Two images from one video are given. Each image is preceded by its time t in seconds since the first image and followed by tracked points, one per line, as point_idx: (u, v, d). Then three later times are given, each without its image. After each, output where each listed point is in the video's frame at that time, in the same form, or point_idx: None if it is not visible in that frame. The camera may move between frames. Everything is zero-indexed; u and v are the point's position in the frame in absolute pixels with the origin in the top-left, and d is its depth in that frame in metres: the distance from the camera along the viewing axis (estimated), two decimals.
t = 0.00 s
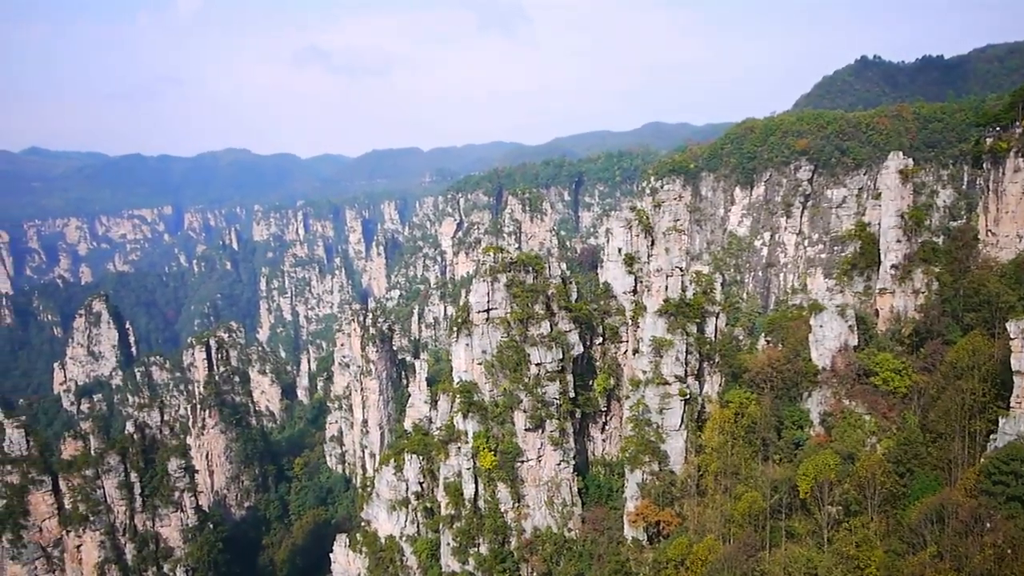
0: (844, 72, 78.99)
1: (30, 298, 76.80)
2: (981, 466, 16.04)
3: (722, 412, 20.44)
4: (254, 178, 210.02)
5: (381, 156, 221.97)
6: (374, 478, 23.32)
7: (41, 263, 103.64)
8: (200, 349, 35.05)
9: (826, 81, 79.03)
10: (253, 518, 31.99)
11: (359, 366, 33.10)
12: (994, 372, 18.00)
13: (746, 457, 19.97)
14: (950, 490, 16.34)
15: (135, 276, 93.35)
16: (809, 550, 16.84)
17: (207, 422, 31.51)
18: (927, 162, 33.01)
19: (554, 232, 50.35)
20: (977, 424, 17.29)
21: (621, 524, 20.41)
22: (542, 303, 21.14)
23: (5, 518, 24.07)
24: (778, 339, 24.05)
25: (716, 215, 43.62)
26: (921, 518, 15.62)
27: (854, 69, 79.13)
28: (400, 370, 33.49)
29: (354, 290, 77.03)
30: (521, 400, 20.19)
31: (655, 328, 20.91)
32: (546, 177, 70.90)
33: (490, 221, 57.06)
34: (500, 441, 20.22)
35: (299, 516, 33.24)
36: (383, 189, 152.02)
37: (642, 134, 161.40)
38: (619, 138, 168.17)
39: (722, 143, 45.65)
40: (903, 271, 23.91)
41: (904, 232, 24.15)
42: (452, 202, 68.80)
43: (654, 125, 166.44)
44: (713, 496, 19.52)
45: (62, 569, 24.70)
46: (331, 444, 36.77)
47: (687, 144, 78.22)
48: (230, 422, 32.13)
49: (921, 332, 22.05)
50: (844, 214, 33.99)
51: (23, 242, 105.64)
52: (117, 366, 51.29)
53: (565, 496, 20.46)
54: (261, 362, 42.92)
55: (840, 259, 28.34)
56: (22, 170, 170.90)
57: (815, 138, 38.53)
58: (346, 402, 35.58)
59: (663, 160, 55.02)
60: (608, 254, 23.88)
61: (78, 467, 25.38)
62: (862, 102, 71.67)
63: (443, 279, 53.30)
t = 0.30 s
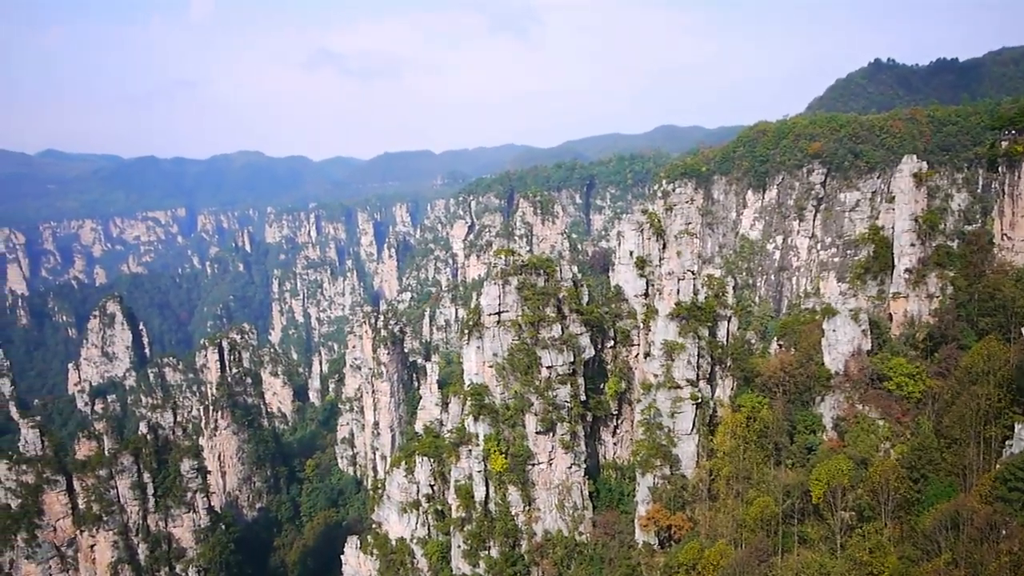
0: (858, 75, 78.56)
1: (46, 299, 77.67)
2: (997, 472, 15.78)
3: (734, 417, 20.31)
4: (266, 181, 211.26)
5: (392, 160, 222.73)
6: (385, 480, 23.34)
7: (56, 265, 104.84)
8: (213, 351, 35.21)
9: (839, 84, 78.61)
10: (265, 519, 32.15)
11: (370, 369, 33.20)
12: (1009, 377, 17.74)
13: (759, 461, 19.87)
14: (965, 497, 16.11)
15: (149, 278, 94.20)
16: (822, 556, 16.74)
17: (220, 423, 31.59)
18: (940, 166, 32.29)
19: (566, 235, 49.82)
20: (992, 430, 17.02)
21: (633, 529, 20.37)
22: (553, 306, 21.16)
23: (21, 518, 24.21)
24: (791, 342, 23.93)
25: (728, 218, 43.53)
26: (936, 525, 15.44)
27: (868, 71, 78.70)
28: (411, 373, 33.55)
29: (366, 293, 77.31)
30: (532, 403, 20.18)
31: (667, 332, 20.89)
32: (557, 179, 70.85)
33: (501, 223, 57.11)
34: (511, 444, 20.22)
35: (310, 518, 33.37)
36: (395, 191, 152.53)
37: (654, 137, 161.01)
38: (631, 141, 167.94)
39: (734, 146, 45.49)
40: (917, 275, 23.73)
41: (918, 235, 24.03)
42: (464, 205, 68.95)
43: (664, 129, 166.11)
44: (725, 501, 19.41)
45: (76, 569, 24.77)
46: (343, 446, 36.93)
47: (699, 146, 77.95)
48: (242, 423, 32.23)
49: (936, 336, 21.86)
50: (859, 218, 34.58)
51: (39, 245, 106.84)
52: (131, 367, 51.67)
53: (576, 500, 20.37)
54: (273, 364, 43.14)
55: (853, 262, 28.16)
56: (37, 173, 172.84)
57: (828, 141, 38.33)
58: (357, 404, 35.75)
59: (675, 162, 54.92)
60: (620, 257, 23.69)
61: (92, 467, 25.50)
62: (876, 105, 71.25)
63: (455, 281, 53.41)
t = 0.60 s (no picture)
0: (873, 79, 78.04)
1: (62, 301, 78.51)
2: (1013, 480, 15.56)
3: (747, 422, 20.20)
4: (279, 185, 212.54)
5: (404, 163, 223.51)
6: (395, 483, 23.35)
7: (72, 268, 105.95)
8: (226, 353, 35.43)
9: (854, 88, 78.13)
10: (276, 522, 32.27)
11: (382, 373, 33.33)
12: None
13: (771, 467, 19.76)
14: (980, 505, 15.92)
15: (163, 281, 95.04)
16: (835, 564, 16.64)
17: (232, 426, 31.64)
18: (957, 170, 32.71)
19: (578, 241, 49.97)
20: (1008, 438, 16.75)
21: (644, 535, 20.30)
22: (565, 311, 21.16)
23: (35, 519, 24.46)
24: (804, 348, 23.79)
25: (741, 223, 43.36)
26: (951, 534, 15.28)
27: (883, 75, 78.25)
28: (424, 376, 33.68)
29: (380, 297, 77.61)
30: (543, 407, 20.12)
31: (679, 337, 20.83)
32: (570, 184, 70.85)
33: (514, 228, 57.14)
34: (522, 449, 20.20)
35: (322, 521, 33.46)
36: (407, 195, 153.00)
37: (666, 142, 160.64)
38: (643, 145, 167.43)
39: (748, 151, 45.29)
40: (933, 281, 23.51)
41: (934, 240, 23.82)
42: (476, 209, 68.90)
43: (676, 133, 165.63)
44: (738, 507, 19.33)
45: (89, 569, 24.96)
46: (354, 449, 37.06)
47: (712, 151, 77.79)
48: (254, 426, 32.31)
49: (951, 342, 21.67)
50: (872, 222, 34.14)
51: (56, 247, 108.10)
52: (145, 370, 52.02)
53: (587, 505, 20.33)
54: (286, 367, 43.35)
55: (867, 267, 27.93)
56: (53, 176, 174.69)
57: (842, 145, 38.12)
58: (369, 408, 35.87)
59: (688, 167, 54.73)
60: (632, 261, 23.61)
61: (107, 469, 25.66)
62: (891, 109, 70.72)
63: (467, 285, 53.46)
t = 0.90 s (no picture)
0: (888, 84, 77.73)
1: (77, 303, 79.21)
2: None
3: (760, 427, 20.11)
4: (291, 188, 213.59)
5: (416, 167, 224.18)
6: (408, 486, 23.42)
7: (87, 269, 106.93)
8: (240, 355, 35.64)
9: (869, 93, 77.85)
10: (289, 523, 32.26)
11: (395, 375, 33.46)
12: None
13: (785, 473, 19.63)
14: (997, 513, 15.70)
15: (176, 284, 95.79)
16: (850, 570, 16.51)
17: (245, 428, 31.52)
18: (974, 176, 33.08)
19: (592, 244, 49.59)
20: None
21: (656, 539, 20.30)
22: (578, 314, 21.12)
23: (51, 519, 24.95)
24: (819, 353, 23.73)
25: (755, 227, 43.22)
26: (967, 541, 15.08)
27: (898, 80, 77.94)
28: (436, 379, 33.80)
29: (393, 300, 77.76)
30: (556, 411, 20.11)
31: (692, 341, 20.81)
32: (583, 188, 70.91)
33: (527, 231, 57.06)
34: (535, 452, 20.18)
35: (334, 523, 33.53)
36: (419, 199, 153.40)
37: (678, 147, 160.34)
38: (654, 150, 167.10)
39: (762, 155, 45.18)
40: (949, 286, 23.42)
41: (949, 245, 23.82)
42: (489, 213, 68.83)
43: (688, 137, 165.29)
44: (751, 513, 19.21)
45: (103, 569, 25.23)
46: (367, 452, 37.14)
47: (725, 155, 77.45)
48: (268, 428, 32.37)
49: (966, 348, 21.72)
50: (888, 227, 34.40)
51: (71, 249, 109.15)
52: (159, 371, 52.37)
53: (600, 510, 20.30)
54: (299, 369, 43.52)
55: (883, 272, 27.77)
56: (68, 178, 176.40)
57: (857, 150, 38.02)
58: (382, 410, 35.97)
59: (702, 170, 54.67)
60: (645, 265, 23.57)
61: (121, 469, 25.71)
62: (907, 114, 70.36)
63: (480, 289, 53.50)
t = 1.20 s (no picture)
0: (909, 86, 76.91)
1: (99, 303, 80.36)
2: None
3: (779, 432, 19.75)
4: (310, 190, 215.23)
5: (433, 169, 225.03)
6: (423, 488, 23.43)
7: (109, 270, 108.57)
8: (258, 357, 35.98)
9: (889, 95, 77.09)
10: (306, 524, 32.46)
11: (411, 377, 33.55)
12: None
13: (803, 479, 19.50)
14: (1020, 522, 15.54)
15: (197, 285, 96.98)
16: None
17: (263, 429, 31.74)
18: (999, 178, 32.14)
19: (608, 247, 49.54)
20: None
21: (673, 544, 20.18)
22: (594, 317, 21.10)
23: (72, 517, 25.33)
24: (838, 358, 23.39)
25: (773, 230, 42.83)
26: (990, 550, 14.92)
27: (919, 82, 77.15)
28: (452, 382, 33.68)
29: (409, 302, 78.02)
30: (572, 414, 20.10)
31: (710, 345, 20.68)
32: (600, 191, 70.87)
33: (544, 234, 57.11)
34: (550, 455, 20.10)
35: (350, 525, 33.65)
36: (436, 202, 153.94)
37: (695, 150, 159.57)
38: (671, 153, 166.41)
39: (781, 158, 44.83)
40: (971, 291, 23.16)
41: (971, 249, 23.60)
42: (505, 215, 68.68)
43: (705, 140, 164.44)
44: (768, 519, 19.04)
45: (123, 568, 25.49)
46: (383, 453, 37.26)
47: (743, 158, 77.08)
48: (285, 429, 32.55)
49: (989, 354, 21.57)
50: (909, 231, 33.33)
51: (94, 250, 110.83)
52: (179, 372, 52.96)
53: (615, 514, 20.22)
54: (317, 371, 43.87)
55: (903, 277, 27.46)
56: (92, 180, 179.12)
57: (877, 153, 37.67)
58: (398, 412, 36.14)
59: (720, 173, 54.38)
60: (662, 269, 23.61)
61: (141, 469, 25.88)
62: (928, 117, 69.55)
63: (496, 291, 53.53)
